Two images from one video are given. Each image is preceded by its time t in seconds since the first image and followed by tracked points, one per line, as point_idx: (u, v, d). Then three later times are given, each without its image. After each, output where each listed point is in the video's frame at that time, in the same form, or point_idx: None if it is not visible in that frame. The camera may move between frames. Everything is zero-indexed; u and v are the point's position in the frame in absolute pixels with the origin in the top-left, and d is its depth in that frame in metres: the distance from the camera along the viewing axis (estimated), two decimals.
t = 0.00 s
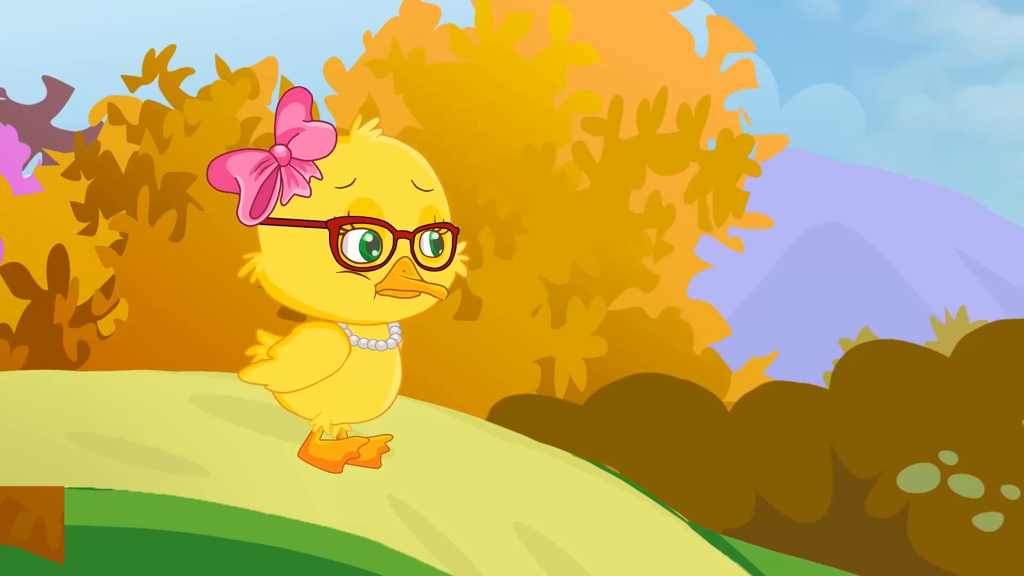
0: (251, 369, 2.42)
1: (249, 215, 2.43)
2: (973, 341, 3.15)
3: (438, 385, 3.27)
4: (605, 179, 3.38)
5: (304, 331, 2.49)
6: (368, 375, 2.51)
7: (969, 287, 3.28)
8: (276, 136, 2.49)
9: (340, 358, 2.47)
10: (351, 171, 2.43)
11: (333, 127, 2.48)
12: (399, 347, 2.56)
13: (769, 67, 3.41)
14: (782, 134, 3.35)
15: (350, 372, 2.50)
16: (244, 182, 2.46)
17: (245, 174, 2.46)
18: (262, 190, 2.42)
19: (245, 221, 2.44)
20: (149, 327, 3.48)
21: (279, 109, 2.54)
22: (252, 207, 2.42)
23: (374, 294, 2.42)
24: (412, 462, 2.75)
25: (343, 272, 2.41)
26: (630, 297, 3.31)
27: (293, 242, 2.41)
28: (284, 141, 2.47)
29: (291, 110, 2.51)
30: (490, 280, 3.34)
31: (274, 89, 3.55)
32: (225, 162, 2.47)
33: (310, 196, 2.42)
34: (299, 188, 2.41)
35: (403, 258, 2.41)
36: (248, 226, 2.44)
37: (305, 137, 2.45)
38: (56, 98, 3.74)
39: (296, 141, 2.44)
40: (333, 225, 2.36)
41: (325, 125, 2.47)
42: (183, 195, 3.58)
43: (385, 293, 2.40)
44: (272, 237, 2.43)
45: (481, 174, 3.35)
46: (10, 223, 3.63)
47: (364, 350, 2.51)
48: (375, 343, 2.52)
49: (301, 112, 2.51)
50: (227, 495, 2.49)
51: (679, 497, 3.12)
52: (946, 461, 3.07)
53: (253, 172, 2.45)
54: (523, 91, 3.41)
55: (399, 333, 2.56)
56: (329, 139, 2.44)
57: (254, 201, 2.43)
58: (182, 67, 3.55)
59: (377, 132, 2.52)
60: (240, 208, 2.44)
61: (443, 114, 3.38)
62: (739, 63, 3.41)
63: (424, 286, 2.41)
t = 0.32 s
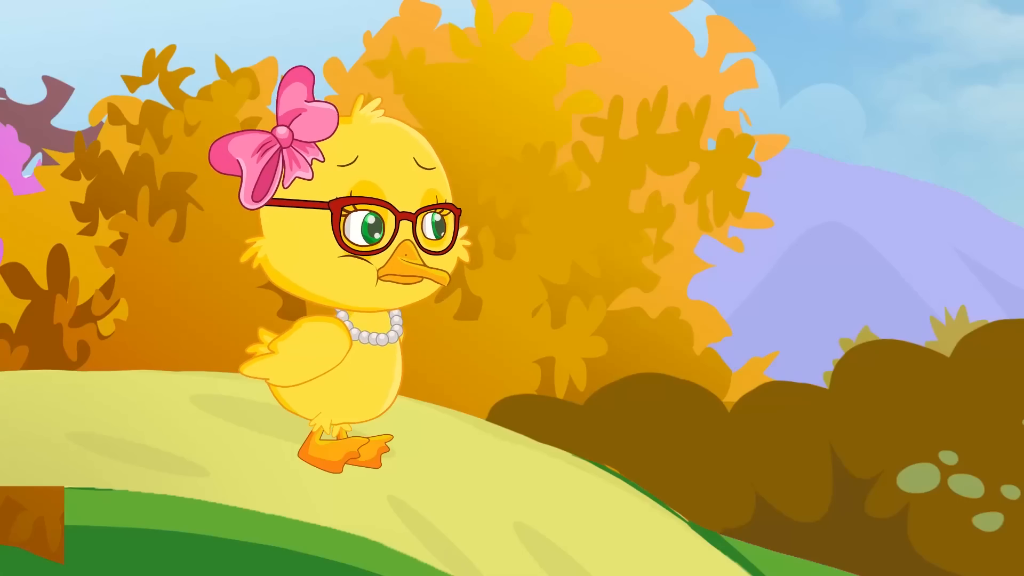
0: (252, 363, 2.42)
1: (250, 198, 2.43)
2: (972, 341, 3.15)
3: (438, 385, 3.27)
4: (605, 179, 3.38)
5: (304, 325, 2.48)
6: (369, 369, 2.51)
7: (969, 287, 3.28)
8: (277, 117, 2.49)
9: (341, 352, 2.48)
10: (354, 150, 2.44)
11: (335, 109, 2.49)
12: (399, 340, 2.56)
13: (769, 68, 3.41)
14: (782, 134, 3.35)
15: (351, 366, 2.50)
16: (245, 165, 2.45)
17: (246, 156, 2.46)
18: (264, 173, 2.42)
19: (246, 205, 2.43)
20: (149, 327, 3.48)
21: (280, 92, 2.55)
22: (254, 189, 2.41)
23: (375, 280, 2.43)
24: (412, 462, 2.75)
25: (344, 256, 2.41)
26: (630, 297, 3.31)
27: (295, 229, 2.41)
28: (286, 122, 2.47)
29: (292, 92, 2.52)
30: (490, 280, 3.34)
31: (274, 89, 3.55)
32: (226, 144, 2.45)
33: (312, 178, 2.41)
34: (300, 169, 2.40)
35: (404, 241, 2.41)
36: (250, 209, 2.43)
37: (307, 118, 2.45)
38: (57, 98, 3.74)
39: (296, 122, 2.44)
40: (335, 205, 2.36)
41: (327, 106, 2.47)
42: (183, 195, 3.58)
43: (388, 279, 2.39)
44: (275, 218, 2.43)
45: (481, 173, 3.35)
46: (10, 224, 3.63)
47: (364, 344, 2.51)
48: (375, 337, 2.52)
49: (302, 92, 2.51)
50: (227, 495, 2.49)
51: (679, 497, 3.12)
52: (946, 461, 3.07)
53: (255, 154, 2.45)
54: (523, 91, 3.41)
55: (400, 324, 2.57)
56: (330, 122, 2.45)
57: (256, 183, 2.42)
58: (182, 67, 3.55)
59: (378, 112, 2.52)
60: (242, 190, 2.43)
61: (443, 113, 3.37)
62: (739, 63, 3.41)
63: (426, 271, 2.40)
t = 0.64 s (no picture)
0: (252, 363, 2.41)
1: (250, 198, 2.43)
2: (972, 341, 3.16)
3: (438, 384, 3.27)
4: (605, 179, 3.38)
5: (304, 324, 2.48)
6: (368, 369, 2.52)
7: (969, 287, 3.28)
8: (277, 117, 2.49)
9: (341, 352, 2.48)
10: (354, 150, 2.44)
11: (336, 109, 2.49)
12: (399, 340, 2.56)
13: (769, 68, 3.41)
14: (782, 134, 3.35)
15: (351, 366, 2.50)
16: (245, 165, 2.45)
17: (246, 156, 2.46)
18: (264, 173, 2.42)
19: (247, 205, 2.43)
20: (149, 327, 3.48)
21: (280, 91, 2.55)
22: (254, 190, 2.41)
23: (375, 280, 2.42)
24: (412, 462, 2.75)
25: (344, 256, 2.41)
26: (630, 297, 3.31)
27: (295, 230, 2.41)
28: (285, 122, 2.47)
29: (292, 92, 2.52)
30: (490, 280, 3.34)
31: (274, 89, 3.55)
32: (226, 144, 2.45)
33: (312, 178, 2.41)
34: (300, 170, 2.41)
35: (404, 241, 2.41)
36: (250, 209, 2.43)
37: (307, 117, 2.45)
38: (57, 98, 3.74)
39: (296, 122, 2.44)
40: (336, 205, 2.36)
41: (327, 106, 2.47)
42: (183, 195, 3.58)
43: (388, 279, 2.39)
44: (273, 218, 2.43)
45: (481, 173, 3.35)
46: (10, 223, 3.63)
47: (364, 344, 2.51)
48: (375, 337, 2.52)
49: (302, 92, 2.51)
50: (227, 495, 2.49)
51: (679, 497, 3.12)
52: (946, 461, 3.07)
53: (255, 154, 2.45)
54: (523, 91, 3.41)
55: (400, 324, 2.57)
56: (330, 121, 2.45)
57: (256, 184, 2.42)
58: (182, 67, 3.55)
59: (378, 112, 2.53)
60: (241, 190, 2.43)
61: (443, 114, 3.37)
62: (739, 63, 3.41)
63: (425, 271, 2.40)
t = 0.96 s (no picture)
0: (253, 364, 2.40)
1: (246, 203, 2.44)
2: (972, 341, 3.15)
3: (438, 384, 3.27)
4: (605, 179, 3.38)
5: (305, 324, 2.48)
6: (368, 369, 2.51)
7: (969, 287, 3.28)
8: (271, 122, 2.51)
9: (342, 352, 2.48)
10: (349, 152, 2.44)
11: (328, 110, 2.50)
12: (400, 340, 2.56)
13: (769, 68, 3.41)
14: (782, 134, 3.35)
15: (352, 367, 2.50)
16: (240, 171, 2.47)
17: (241, 163, 2.47)
18: (260, 178, 2.43)
19: (243, 211, 2.44)
20: (149, 327, 3.48)
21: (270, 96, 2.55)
22: (251, 195, 2.43)
23: (376, 279, 2.42)
24: (413, 462, 2.75)
25: (343, 258, 2.41)
26: (630, 297, 3.31)
27: (295, 233, 2.41)
28: (279, 127, 2.48)
29: (282, 96, 2.53)
30: (490, 280, 3.34)
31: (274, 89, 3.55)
32: (221, 152, 2.48)
33: (308, 181, 2.42)
34: (296, 173, 2.42)
35: (404, 239, 2.41)
36: (248, 215, 2.44)
37: (299, 122, 2.46)
38: (57, 98, 3.74)
39: (290, 127, 2.45)
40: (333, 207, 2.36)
41: (319, 108, 2.49)
42: (183, 195, 3.58)
43: (388, 278, 2.40)
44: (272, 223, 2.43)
45: (481, 174, 3.35)
46: (10, 224, 3.63)
47: (364, 344, 2.51)
48: (376, 337, 2.52)
49: (294, 96, 2.53)
50: (227, 495, 2.50)
51: (679, 497, 3.12)
52: (946, 461, 3.07)
53: (250, 160, 2.46)
54: (523, 91, 3.41)
55: (400, 323, 2.56)
56: (323, 124, 2.46)
57: (253, 190, 2.43)
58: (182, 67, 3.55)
59: (371, 112, 2.53)
60: (238, 196, 2.44)
61: (443, 114, 3.37)
62: (739, 63, 3.41)
63: (427, 267, 2.41)
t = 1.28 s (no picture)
0: (261, 357, 2.50)
1: (252, 232, 2.59)
2: (972, 341, 3.14)
3: (438, 384, 3.26)
4: (605, 179, 3.38)
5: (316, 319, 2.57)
6: (377, 362, 2.58)
7: (969, 287, 3.25)
8: (254, 149, 2.64)
9: (352, 345, 2.55)
10: (338, 160, 2.55)
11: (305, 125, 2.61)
12: (408, 335, 2.62)
13: (769, 67, 3.39)
14: (782, 133, 3.34)
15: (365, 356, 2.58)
16: (238, 204, 2.62)
17: (235, 195, 2.60)
18: (258, 205, 2.57)
19: (250, 239, 2.58)
20: (149, 327, 3.47)
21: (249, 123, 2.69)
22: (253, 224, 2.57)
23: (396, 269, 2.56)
24: (412, 462, 2.73)
25: (358, 259, 2.54)
26: (630, 297, 3.31)
27: (307, 245, 2.54)
28: (263, 152, 2.61)
29: (259, 121, 2.66)
30: (490, 280, 3.34)
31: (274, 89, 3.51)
32: (213, 190, 2.61)
33: (305, 195, 2.56)
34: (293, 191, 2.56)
35: (413, 225, 2.53)
36: (253, 243, 2.57)
37: (281, 143, 2.59)
38: (56, 97, 3.72)
39: (274, 150, 2.58)
40: (338, 213, 2.50)
41: (295, 124, 2.60)
42: (183, 195, 3.58)
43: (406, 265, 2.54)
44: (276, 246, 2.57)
45: (481, 174, 3.35)
46: (10, 223, 3.63)
47: (374, 338, 2.58)
48: (385, 330, 2.58)
49: (269, 120, 2.66)
50: (227, 495, 2.52)
51: (679, 497, 3.12)
52: (946, 461, 3.07)
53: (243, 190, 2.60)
54: (523, 91, 3.41)
55: (408, 319, 2.60)
56: (304, 139, 2.58)
57: (254, 218, 2.58)
58: (182, 67, 3.55)
59: (347, 115, 2.60)
60: (242, 227, 2.60)
61: (443, 113, 3.37)
62: (739, 63, 3.40)
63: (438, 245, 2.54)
